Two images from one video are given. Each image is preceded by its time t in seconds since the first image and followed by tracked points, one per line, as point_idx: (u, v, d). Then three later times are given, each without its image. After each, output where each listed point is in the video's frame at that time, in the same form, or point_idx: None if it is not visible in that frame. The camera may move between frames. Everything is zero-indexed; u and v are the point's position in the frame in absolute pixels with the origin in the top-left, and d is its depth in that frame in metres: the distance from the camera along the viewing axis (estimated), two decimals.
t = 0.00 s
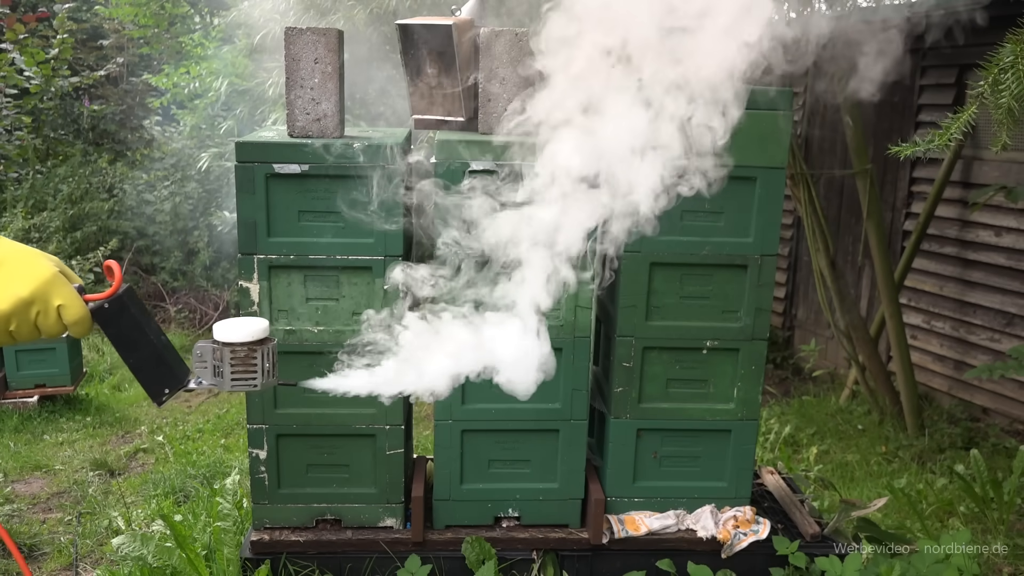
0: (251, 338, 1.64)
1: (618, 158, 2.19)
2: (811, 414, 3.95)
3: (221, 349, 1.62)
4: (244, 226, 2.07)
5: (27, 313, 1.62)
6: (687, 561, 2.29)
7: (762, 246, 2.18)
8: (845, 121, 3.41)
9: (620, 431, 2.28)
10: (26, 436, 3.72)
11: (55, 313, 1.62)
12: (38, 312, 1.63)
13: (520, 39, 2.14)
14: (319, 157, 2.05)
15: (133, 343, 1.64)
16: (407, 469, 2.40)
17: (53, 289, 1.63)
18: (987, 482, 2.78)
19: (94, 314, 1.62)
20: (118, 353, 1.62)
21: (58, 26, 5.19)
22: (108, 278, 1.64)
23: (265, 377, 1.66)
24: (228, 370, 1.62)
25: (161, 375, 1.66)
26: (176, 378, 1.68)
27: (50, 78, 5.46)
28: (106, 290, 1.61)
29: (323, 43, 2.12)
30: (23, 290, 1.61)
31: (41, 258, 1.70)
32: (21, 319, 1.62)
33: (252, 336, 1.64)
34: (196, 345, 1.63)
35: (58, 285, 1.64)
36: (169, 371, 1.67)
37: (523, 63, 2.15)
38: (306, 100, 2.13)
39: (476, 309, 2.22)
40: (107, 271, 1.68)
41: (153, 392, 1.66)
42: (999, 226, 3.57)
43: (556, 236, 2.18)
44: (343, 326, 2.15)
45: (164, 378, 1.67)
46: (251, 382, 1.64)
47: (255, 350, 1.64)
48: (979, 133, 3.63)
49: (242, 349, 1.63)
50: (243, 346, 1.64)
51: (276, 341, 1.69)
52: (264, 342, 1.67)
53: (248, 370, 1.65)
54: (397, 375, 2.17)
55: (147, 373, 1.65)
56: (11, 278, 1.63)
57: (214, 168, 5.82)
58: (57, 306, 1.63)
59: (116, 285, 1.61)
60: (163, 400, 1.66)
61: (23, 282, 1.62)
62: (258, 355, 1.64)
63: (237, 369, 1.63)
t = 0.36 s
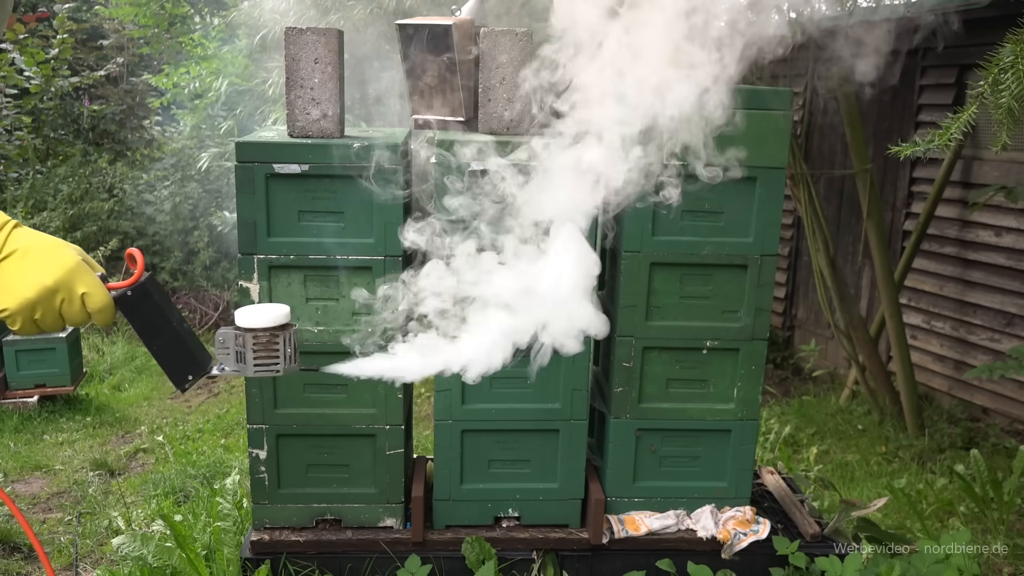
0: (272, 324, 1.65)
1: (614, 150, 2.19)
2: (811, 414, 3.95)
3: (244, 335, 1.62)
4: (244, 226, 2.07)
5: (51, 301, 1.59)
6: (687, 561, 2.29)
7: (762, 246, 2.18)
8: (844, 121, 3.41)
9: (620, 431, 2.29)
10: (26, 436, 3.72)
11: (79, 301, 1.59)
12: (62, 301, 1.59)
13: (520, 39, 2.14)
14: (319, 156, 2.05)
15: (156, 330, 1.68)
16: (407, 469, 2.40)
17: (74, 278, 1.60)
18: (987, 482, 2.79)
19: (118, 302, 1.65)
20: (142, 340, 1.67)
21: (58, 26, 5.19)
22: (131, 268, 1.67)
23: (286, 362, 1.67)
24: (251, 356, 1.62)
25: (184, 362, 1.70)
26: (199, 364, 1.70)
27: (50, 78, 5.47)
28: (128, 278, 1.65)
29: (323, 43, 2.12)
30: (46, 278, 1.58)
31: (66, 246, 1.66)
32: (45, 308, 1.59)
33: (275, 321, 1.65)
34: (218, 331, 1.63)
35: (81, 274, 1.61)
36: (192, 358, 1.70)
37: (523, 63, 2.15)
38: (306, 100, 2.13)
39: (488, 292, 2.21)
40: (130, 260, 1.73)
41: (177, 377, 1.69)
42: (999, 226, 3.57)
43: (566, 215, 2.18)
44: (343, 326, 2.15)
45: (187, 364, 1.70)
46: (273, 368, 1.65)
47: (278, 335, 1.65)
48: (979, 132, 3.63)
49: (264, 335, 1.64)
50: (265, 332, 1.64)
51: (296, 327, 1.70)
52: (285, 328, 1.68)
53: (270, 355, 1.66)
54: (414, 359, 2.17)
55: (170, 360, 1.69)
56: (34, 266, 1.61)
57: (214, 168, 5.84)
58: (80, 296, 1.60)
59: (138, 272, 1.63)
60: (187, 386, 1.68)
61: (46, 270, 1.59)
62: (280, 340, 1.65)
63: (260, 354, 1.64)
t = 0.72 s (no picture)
0: (287, 318, 1.63)
1: (619, 135, 2.16)
2: (810, 414, 3.95)
3: (258, 329, 1.61)
4: (244, 225, 2.08)
5: (68, 294, 1.56)
6: (687, 561, 2.29)
7: (762, 246, 2.18)
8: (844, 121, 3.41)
9: (620, 431, 2.29)
10: (26, 436, 3.72)
11: (96, 295, 1.57)
12: (79, 294, 1.57)
13: (520, 39, 2.13)
14: (319, 156, 2.05)
15: (172, 322, 1.67)
16: (407, 469, 2.40)
17: (92, 270, 1.57)
18: (987, 482, 2.79)
19: (133, 296, 1.63)
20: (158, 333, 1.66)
21: (58, 26, 5.20)
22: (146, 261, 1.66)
23: (301, 356, 1.66)
24: (265, 349, 1.62)
25: (200, 355, 1.69)
26: (214, 357, 1.70)
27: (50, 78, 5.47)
28: (144, 271, 1.63)
29: (323, 43, 2.12)
30: (65, 271, 1.54)
31: (82, 239, 1.61)
32: (62, 301, 1.56)
33: (287, 315, 1.63)
34: (233, 324, 1.63)
35: (98, 267, 1.58)
36: (207, 351, 1.69)
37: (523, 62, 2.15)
38: (306, 100, 2.13)
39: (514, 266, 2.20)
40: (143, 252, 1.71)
41: (192, 371, 1.68)
42: (999, 226, 3.57)
43: (589, 183, 2.18)
44: (343, 326, 2.15)
45: (202, 358, 1.69)
46: (288, 361, 1.64)
47: (292, 328, 1.64)
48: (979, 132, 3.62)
49: (278, 328, 1.63)
50: (279, 325, 1.63)
51: (310, 320, 1.68)
52: (299, 321, 1.67)
53: (284, 348, 1.65)
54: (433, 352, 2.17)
55: (185, 353, 1.69)
56: (52, 259, 1.56)
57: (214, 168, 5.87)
58: (98, 288, 1.57)
59: (155, 266, 1.62)
60: (202, 378, 1.68)
61: (64, 263, 1.55)
62: (294, 333, 1.64)
63: (275, 347, 1.63)
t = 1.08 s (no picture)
0: (296, 312, 1.63)
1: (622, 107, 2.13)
2: (811, 414, 3.95)
3: (267, 323, 1.62)
4: (244, 225, 2.08)
5: (79, 288, 1.55)
6: (687, 561, 2.29)
7: (762, 245, 2.18)
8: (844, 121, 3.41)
9: (620, 431, 2.28)
10: (26, 435, 3.71)
11: (106, 289, 1.56)
12: (89, 288, 1.56)
13: (520, 39, 2.14)
14: (319, 156, 2.05)
15: (181, 317, 1.66)
16: (407, 469, 2.40)
17: (102, 264, 1.56)
18: (987, 482, 2.79)
19: (142, 290, 1.63)
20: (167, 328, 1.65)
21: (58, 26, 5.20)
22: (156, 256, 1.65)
23: (310, 350, 1.66)
24: (274, 343, 1.62)
25: (208, 349, 1.68)
26: (223, 352, 1.68)
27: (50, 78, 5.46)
28: (154, 266, 1.63)
29: (323, 43, 2.12)
30: (75, 265, 1.54)
31: (92, 233, 1.62)
32: (73, 295, 1.56)
33: (297, 309, 1.63)
34: (243, 319, 1.64)
35: (109, 261, 1.58)
36: (217, 345, 1.68)
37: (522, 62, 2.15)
38: (306, 100, 2.13)
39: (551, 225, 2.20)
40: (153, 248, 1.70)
41: (203, 368, 1.67)
42: (999, 226, 3.57)
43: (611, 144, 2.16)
44: (343, 326, 2.15)
45: (212, 352, 1.68)
46: (296, 355, 1.64)
47: (301, 323, 1.64)
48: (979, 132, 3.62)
49: (287, 322, 1.63)
50: (288, 320, 1.63)
51: (319, 315, 1.69)
52: (308, 316, 1.67)
53: (293, 343, 1.65)
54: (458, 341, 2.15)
55: (194, 349, 1.68)
56: (62, 252, 1.56)
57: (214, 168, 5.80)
58: (107, 282, 1.57)
59: (164, 260, 1.61)
60: (212, 372, 1.66)
61: (74, 257, 1.55)
62: (303, 328, 1.64)
63: (284, 342, 1.63)
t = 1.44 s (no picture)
0: (301, 313, 1.64)
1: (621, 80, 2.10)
2: (811, 414, 3.95)
3: (273, 325, 1.62)
4: (244, 226, 2.08)
5: (86, 290, 1.57)
6: (687, 561, 2.29)
7: (762, 246, 2.18)
8: (844, 121, 3.41)
9: (620, 431, 2.28)
10: (26, 435, 3.71)
11: (113, 290, 1.57)
12: (96, 289, 1.57)
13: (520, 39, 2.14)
14: (319, 156, 2.04)
15: (189, 317, 1.65)
16: (407, 469, 2.40)
17: (109, 265, 1.57)
18: (987, 482, 2.79)
19: (149, 291, 1.63)
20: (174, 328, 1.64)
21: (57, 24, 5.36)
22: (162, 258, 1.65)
23: (315, 351, 1.66)
24: (279, 344, 1.62)
25: (215, 350, 1.67)
26: (228, 353, 1.68)
27: (50, 78, 5.65)
28: (161, 268, 1.63)
29: (323, 43, 2.12)
30: (82, 267, 1.55)
31: (100, 235, 1.62)
32: (80, 296, 1.57)
33: (303, 311, 1.63)
34: (249, 321, 1.65)
35: (116, 262, 1.58)
36: (223, 346, 1.68)
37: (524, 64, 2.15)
38: (306, 100, 2.13)
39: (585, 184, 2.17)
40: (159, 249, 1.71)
41: (205, 364, 1.67)
42: (998, 226, 3.57)
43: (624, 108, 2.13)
44: (343, 326, 2.14)
45: (218, 353, 1.68)
46: (302, 357, 1.64)
47: (306, 324, 1.64)
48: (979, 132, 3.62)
49: (293, 323, 1.63)
50: (293, 321, 1.63)
51: (324, 317, 1.68)
52: (314, 317, 1.67)
53: (299, 344, 1.65)
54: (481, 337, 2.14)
55: (200, 349, 1.67)
56: (70, 253, 1.56)
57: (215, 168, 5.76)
58: (114, 284, 1.58)
59: (170, 262, 1.62)
60: (216, 374, 1.66)
61: (81, 258, 1.56)
62: (308, 329, 1.64)
63: (289, 343, 1.63)
